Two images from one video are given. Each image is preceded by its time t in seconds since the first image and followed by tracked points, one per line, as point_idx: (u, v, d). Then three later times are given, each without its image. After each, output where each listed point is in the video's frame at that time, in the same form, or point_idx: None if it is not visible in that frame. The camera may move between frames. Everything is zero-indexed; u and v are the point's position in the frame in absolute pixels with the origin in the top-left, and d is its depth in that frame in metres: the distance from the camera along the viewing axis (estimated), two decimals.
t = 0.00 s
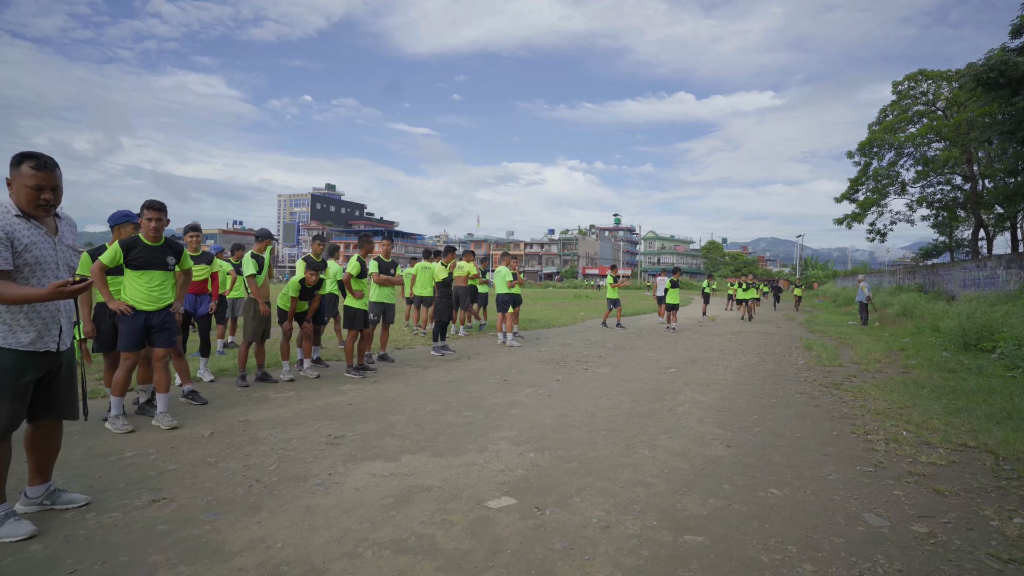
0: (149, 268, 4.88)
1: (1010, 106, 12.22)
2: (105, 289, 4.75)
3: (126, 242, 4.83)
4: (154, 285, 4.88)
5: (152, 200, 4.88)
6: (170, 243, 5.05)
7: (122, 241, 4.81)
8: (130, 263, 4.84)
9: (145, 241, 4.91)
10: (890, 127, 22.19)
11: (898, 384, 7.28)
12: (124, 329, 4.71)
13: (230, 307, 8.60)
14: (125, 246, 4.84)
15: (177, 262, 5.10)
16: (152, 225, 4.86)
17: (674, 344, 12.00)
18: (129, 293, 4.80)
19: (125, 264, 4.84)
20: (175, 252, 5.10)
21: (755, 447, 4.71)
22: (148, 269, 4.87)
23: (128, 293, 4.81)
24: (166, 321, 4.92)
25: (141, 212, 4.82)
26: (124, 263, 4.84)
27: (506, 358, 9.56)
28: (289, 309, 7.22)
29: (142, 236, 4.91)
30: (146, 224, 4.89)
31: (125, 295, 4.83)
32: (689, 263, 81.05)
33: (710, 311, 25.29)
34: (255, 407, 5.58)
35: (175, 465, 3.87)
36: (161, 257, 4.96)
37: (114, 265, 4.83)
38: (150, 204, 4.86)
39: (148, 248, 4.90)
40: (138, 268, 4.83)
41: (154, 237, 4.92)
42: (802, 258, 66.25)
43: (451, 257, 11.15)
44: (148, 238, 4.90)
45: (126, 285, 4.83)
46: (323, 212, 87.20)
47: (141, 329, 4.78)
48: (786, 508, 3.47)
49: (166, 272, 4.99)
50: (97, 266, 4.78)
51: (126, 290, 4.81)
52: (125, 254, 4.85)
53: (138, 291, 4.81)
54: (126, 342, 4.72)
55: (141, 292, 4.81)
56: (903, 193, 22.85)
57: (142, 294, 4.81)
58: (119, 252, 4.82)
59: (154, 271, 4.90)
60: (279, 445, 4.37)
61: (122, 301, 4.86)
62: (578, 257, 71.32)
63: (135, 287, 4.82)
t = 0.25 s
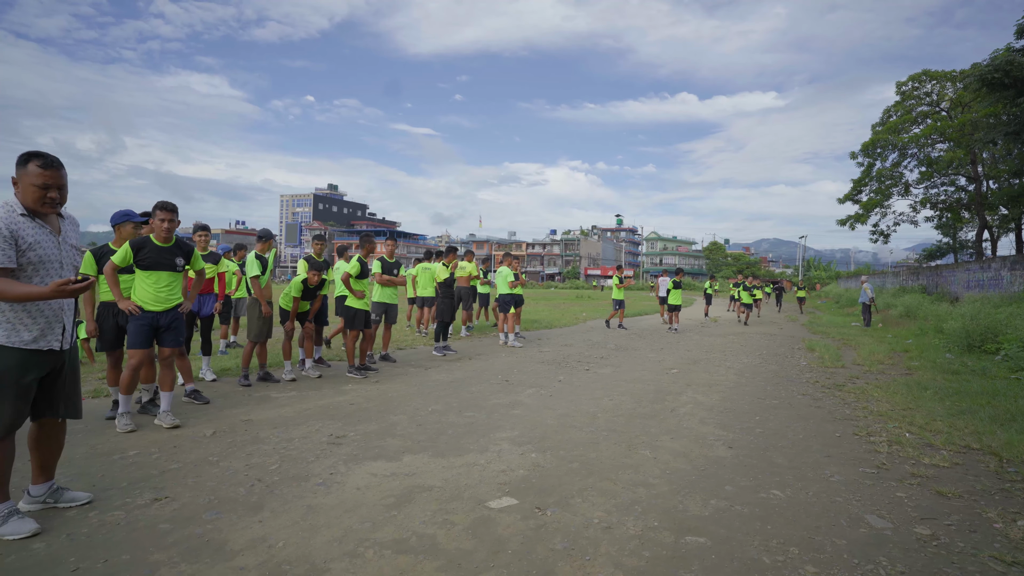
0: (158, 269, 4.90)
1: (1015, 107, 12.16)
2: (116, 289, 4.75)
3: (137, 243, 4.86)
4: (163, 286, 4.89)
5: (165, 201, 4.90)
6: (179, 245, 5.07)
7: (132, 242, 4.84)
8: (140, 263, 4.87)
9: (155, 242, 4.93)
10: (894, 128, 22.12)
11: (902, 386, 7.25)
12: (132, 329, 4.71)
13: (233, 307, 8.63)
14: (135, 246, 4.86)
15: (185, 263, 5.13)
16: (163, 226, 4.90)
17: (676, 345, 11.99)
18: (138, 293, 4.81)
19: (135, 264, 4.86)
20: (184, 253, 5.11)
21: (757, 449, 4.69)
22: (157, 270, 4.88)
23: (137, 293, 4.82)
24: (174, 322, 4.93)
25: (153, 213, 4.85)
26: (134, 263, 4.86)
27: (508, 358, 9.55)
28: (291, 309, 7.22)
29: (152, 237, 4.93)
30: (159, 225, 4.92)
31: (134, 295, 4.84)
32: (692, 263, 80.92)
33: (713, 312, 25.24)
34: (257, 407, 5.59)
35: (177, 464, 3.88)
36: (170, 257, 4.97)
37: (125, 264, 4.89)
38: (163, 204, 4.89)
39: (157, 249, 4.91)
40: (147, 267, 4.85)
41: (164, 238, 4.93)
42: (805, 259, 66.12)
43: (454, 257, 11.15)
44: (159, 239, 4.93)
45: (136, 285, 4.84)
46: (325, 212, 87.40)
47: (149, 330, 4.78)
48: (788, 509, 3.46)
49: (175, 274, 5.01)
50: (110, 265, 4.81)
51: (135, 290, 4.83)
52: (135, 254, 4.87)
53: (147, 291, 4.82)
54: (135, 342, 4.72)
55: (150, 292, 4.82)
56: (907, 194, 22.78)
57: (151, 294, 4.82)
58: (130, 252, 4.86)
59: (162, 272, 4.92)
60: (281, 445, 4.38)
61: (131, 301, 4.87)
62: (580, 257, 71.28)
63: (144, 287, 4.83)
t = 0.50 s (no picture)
0: (167, 269, 4.91)
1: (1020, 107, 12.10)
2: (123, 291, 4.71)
3: (145, 244, 4.88)
4: (171, 286, 4.90)
5: (175, 203, 4.96)
6: (188, 245, 5.11)
7: (140, 243, 4.85)
8: (148, 264, 4.88)
9: (163, 243, 4.96)
10: (898, 128, 22.04)
11: (906, 387, 7.22)
12: (140, 329, 4.71)
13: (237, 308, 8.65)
14: (143, 247, 4.88)
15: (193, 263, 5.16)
16: (173, 228, 4.98)
17: (679, 347, 11.95)
18: (147, 294, 4.82)
19: (143, 265, 4.87)
20: (192, 254, 5.14)
21: (761, 451, 4.67)
22: (165, 271, 4.90)
23: (145, 295, 4.82)
24: (182, 322, 4.94)
25: (163, 215, 4.94)
26: (142, 264, 4.87)
27: (510, 359, 9.54)
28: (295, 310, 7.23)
29: (160, 239, 4.97)
30: (170, 227, 4.97)
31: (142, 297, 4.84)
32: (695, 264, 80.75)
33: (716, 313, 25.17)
34: (260, 408, 5.60)
35: (180, 466, 3.88)
36: (178, 258, 5.00)
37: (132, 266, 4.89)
38: (174, 206, 4.93)
39: (165, 250, 4.94)
40: (156, 268, 4.87)
41: (173, 239, 4.98)
42: (809, 260, 65.85)
43: (457, 258, 11.15)
44: (167, 240, 4.97)
45: (144, 286, 4.84)
46: (329, 213, 87.67)
47: (158, 330, 4.79)
48: (792, 512, 3.44)
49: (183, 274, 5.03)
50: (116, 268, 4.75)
51: (143, 291, 4.83)
52: (143, 255, 4.89)
53: (155, 292, 4.83)
54: (143, 342, 4.72)
55: (158, 293, 4.83)
56: (912, 195, 22.69)
57: (159, 295, 4.83)
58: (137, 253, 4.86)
59: (170, 272, 4.94)
60: (283, 446, 4.38)
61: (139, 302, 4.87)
62: (583, 258, 71.25)
63: (152, 288, 4.83)
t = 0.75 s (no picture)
0: (173, 269, 4.94)
1: None
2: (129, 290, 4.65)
3: (150, 242, 4.84)
4: (177, 286, 4.93)
5: (178, 203, 4.91)
6: (191, 244, 5.15)
7: (144, 241, 4.80)
8: (153, 262, 4.87)
9: (168, 242, 4.95)
10: (901, 128, 21.98)
11: (908, 387, 7.21)
12: (146, 330, 4.71)
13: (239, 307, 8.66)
14: (148, 246, 4.84)
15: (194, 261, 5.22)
16: (180, 228, 4.96)
17: (681, 346, 11.95)
18: (153, 293, 4.81)
19: (148, 264, 4.85)
20: (194, 253, 5.19)
21: (762, 450, 4.67)
22: (171, 270, 4.92)
23: (151, 294, 4.81)
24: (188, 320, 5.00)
25: (168, 214, 4.90)
26: (147, 263, 4.84)
27: (512, 359, 9.54)
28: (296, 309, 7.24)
29: (163, 238, 4.96)
30: (176, 227, 4.95)
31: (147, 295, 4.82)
32: (697, 264, 80.67)
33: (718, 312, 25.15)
34: (262, 406, 5.61)
35: (181, 464, 3.89)
36: (183, 257, 5.02)
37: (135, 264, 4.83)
38: (181, 206, 4.91)
39: (171, 249, 4.94)
40: (162, 267, 4.87)
41: (178, 238, 4.99)
42: (811, 260, 65.72)
43: (458, 257, 11.12)
44: (171, 240, 4.97)
45: (148, 286, 4.82)
46: (331, 212, 87.77)
47: (164, 329, 4.80)
48: (792, 511, 3.44)
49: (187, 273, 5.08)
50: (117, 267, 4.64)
51: (149, 289, 4.81)
52: (148, 254, 4.85)
53: (161, 291, 4.83)
54: (149, 341, 4.73)
55: (164, 292, 4.85)
56: (914, 195, 22.65)
57: (165, 294, 4.84)
58: (142, 251, 4.81)
59: (176, 271, 4.96)
60: (285, 445, 4.38)
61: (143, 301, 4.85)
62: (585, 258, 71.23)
63: (159, 287, 4.84)
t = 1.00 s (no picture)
0: (164, 262, 4.91)
1: (1016, 104, 12.13)
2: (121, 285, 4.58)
3: (140, 235, 4.78)
4: (169, 279, 4.91)
5: (168, 197, 4.89)
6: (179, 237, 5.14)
7: (135, 234, 4.75)
8: (144, 256, 4.81)
9: (159, 235, 4.91)
10: (895, 124, 22.05)
11: (900, 381, 7.26)
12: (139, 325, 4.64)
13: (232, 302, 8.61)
14: (138, 239, 4.78)
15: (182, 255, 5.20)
16: (170, 221, 4.93)
17: (675, 341, 11.98)
18: (144, 288, 4.77)
19: (139, 258, 4.79)
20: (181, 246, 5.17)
21: (756, 444, 4.70)
22: (163, 264, 4.88)
23: (142, 288, 4.76)
24: (179, 314, 4.99)
25: (158, 208, 4.85)
26: (138, 257, 4.79)
27: (507, 353, 9.54)
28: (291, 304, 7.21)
29: (153, 231, 4.91)
30: (168, 220, 4.92)
31: (137, 289, 4.76)
32: (692, 259, 80.85)
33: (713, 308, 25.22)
34: (256, 402, 5.59)
35: (175, 459, 3.88)
36: (173, 251, 4.99)
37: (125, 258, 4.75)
38: (173, 198, 4.91)
39: (162, 242, 4.90)
40: (154, 261, 4.83)
41: (168, 232, 4.96)
42: (805, 255, 65.91)
43: (453, 253, 11.06)
44: (161, 233, 4.94)
45: (137, 279, 4.76)
46: (325, 207, 87.39)
47: (156, 324, 4.76)
48: (785, 504, 3.46)
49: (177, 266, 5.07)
50: (107, 259, 4.34)
51: (139, 284, 4.75)
52: (139, 247, 4.79)
53: (153, 285, 4.79)
54: (142, 337, 4.69)
55: (156, 286, 4.81)
56: (908, 191, 22.75)
57: (157, 288, 4.81)
58: (133, 245, 4.74)
59: (167, 265, 4.92)
60: (279, 439, 4.37)
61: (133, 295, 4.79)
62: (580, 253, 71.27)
63: (150, 282, 4.79)
